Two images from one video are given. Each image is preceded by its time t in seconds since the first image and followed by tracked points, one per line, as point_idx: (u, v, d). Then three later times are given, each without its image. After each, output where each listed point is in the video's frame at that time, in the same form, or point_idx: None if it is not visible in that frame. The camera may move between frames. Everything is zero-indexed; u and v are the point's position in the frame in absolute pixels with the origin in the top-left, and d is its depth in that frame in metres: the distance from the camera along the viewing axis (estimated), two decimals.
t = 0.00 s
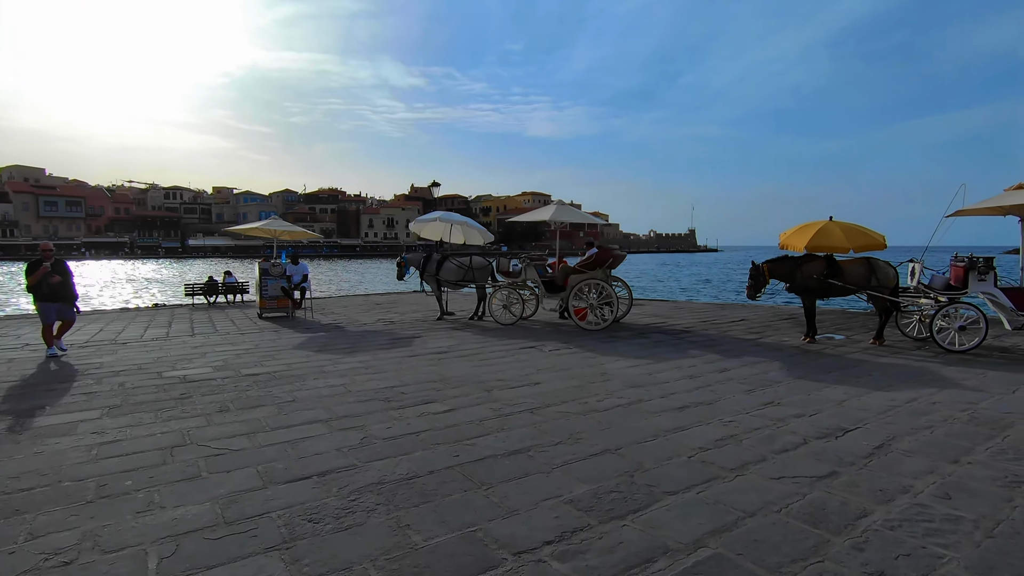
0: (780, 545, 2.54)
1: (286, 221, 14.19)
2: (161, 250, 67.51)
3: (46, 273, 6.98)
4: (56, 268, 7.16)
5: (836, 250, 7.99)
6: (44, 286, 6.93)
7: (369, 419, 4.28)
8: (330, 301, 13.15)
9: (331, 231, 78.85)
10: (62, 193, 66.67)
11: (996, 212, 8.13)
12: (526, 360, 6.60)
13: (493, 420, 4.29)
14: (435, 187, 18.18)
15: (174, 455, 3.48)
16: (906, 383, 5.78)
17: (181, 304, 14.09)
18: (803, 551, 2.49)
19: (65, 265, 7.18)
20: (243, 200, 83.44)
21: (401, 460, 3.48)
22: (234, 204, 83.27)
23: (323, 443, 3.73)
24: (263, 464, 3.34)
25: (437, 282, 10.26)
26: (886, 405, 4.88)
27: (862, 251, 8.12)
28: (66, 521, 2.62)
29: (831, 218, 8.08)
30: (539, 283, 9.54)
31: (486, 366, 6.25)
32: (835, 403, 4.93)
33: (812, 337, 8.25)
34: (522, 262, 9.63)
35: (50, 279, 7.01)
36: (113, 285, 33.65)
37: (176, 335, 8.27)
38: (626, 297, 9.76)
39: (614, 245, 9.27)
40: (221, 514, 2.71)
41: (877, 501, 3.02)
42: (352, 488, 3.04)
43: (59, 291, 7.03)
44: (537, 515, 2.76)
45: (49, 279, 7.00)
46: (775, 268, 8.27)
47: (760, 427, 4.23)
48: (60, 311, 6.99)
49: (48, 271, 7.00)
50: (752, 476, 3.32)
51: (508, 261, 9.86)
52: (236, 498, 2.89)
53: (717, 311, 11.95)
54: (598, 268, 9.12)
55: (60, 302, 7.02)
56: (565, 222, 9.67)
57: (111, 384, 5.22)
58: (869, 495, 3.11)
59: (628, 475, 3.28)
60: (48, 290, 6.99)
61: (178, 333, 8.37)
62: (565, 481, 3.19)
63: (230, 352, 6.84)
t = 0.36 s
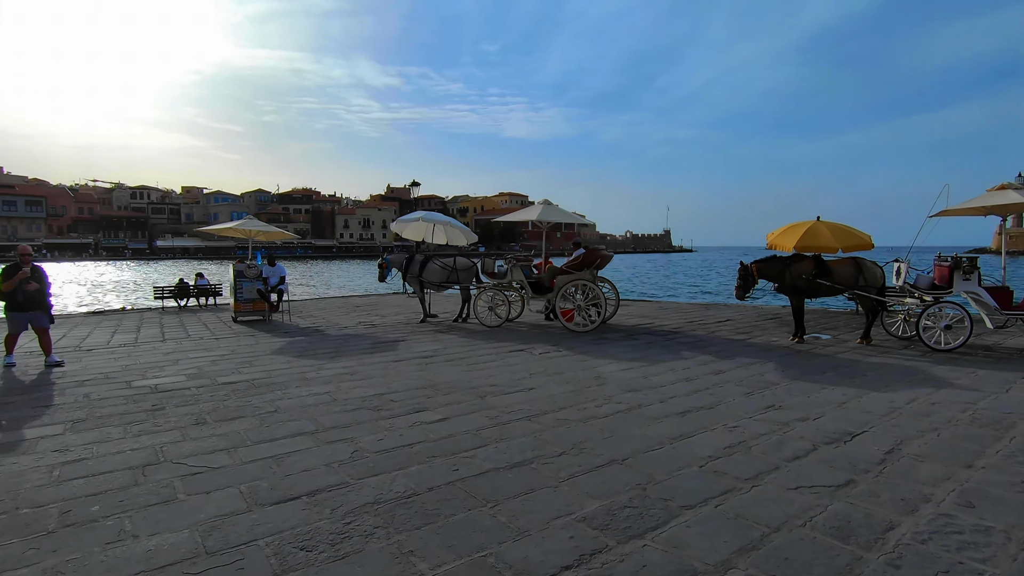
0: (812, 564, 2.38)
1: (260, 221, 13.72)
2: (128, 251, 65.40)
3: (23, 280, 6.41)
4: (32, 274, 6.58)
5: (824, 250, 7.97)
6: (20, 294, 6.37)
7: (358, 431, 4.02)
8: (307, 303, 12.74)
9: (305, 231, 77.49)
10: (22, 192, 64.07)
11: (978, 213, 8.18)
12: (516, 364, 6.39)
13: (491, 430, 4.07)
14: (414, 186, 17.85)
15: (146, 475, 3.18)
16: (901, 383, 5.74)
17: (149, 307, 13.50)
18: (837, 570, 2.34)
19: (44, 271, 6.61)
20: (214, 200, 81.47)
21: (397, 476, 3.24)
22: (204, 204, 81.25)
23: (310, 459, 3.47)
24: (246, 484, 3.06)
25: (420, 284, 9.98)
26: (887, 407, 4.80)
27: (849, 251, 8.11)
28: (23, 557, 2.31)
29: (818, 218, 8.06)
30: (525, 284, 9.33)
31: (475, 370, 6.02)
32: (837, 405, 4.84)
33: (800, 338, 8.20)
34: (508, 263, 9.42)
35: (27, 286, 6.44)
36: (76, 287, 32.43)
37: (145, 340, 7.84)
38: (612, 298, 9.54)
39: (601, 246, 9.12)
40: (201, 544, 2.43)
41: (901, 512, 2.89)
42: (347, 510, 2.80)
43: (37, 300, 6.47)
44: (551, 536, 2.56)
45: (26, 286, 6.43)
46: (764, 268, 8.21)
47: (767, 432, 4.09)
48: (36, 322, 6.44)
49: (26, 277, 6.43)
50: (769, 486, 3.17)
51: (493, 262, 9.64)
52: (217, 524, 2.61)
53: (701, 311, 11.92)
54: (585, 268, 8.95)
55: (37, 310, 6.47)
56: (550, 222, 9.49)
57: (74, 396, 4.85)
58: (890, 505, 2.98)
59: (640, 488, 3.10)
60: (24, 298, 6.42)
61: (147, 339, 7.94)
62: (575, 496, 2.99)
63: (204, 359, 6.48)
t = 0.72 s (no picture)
0: None
1: (240, 222, 13.31)
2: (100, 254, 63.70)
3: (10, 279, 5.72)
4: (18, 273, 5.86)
5: (819, 251, 7.91)
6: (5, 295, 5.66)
7: (354, 445, 3.78)
8: (290, 307, 12.38)
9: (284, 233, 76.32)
10: None
11: (969, 213, 8.21)
12: (512, 368, 6.18)
13: (495, 441, 3.87)
14: (399, 187, 17.54)
15: (125, 498, 2.92)
16: (903, 385, 5.68)
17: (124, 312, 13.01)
18: None
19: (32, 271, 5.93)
20: (190, 201, 79.81)
21: (400, 495, 3.02)
22: (179, 205, 79.55)
23: (304, 476, 3.22)
24: (236, 507, 2.82)
25: (408, 286, 9.72)
26: (895, 411, 4.71)
27: (842, 251, 8.08)
28: None
29: (812, 219, 8.00)
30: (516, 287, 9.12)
31: (471, 376, 5.81)
32: (845, 410, 4.74)
33: (795, 340, 8.10)
34: (498, 265, 9.20)
35: (12, 287, 5.73)
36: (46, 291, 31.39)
37: (120, 348, 7.46)
38: (604, 300, 9.27)
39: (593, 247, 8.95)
40: None
41: (934, 525, 2.77)
42: (349, 535, 2.57)
43: (23, 303, 5.77)
44: (575, 562, 2.37)
45: (12, 286, 5.73)
46: (758, 269, 8.13)
47: (780, 440, 3.96)
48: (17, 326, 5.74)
49: (12, 277, 5.73)
50: (793, 500, 3.03)
51: (483, 264, 9.42)
52: (207, 555, 2.37)
53: (691, 312, 11.84)
54: (578, 270, 8.77)
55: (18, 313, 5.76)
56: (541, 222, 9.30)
57: (44, 409, 4.52)
58: (922, 519, 2.86)
59: (661, 505, 2.93)
60: (8, 299, 5.70)
61: (122, 346, 7.56)
62: (594, 514, 2.81)
63: (184, 367, 6.16)
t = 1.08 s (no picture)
0: None
1: (219, 225, 12.94)
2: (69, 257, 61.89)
3: None
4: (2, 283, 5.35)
5: (810, 253, 7.90)
6: None
7: (352, 458, 3.60)
8: (272, 312, 12.07)
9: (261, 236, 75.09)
10: None
11: (954, 215, 8.32)
12: (508, 373, 6.03)
13: (500, 451, 3.71)
14: (382, 189, 17.29)
15: (109, 522, 2.70)
16: (901, 387, 5.67)
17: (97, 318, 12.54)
18: None
19: (17, 280, 5.41)
20: (163, 203, 78.07)
21: (407, 512, 2.84)
22: (152, 208, 77.77)
23: (302, 494, 3.03)
24: (231, 530, 2.62)
25: (395, 290, 9.50)
26: (899, 414, 4.68)
27: (833, 253, 8.09)
28: None
29: (803, 221, 8.01)
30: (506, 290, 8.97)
31: (466, 382, 5.64)
32: (849, 413, 4.69)
33: (787, 341, 8.08)
34: (488, 268, 9.02)
35: None
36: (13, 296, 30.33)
37: (95, 356, 7.13)
38: (595, 302, 9.13)
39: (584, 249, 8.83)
40: None
41: (962, 534, 2.70)
42: (356, 558, 2.40)
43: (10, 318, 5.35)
44: None
45: None
46: (750, 271, 8.10)
47: (791, 446, 3.88)
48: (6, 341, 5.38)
49: None
50: (816, 510, 2.93)
51: (472, 266, 9.24)
52: None
53: (679, 314, 11.83)
54: (569, 273, 8.64)
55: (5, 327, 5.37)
56: (531, 225, 9.16)
57: (15, 424, 4.24)
58: (948, 528, 2.79)
59: (681, 518, 2.80)
60: None
61: (97, 355, 7.22)
62: (614, 530, 2.67)
63: (165, 376, 5.88)
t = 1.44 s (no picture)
0: None
1: (190, 228, 12.51)
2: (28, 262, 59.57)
3: None
4: None
5: (793, 255, 7.95)
6: None
7: (342, 473, 3.42)
8: (246, 318, 11.70)
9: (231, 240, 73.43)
10: None
11: (930, 218, 8.48)
12: (497, 380, 5.89)
13: (497, 462, 3.58)
14: (359, 191, 16.98)
15: (80, 551, 2.48)
16: (887, 388, 5.71)
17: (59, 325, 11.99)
18: None
19: None
20: (128, 206, 75.78)
21: (405, 531, 2.69)
22: (116, 211, 75.42)
23: (291, 514, 2.85)
24: (217, 556, 2.43)
25: (375, 295, 9.28)
26: (891, 416, 4.70)
27: (815, 255, 8.16)
28: None
29: (785, 224, 8.06)
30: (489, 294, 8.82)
31: (454, 389, 5.49)
32: (842, 416, 4.68)
33: (770, 343, 8.11)
34: (470, 271, 8.86)
35: None
36: None
37: (58, 367, 6.76)
38: (579, 305, 9.02)
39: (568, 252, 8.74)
40: None
41: (974, 541, 2.67)
42: None
43: None
44: None
45: None
46: (733, 274, 8.11)
47: (790, 451, 3.83)
48: None
49: None
50: (825, 518, 2.88)
51: (454, 270, 9.06)
52: None
53: (661, 316, 11.85)
54: (553, 276, 8.53)
55: None
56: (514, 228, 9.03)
57: None
58: (958, 533, 2.76)
59: (691, 530, 2.71)
60: None
61: (60, 365, 6.85)
62: (624, 545, 2.56)
63: (135, 388, 5.59)
